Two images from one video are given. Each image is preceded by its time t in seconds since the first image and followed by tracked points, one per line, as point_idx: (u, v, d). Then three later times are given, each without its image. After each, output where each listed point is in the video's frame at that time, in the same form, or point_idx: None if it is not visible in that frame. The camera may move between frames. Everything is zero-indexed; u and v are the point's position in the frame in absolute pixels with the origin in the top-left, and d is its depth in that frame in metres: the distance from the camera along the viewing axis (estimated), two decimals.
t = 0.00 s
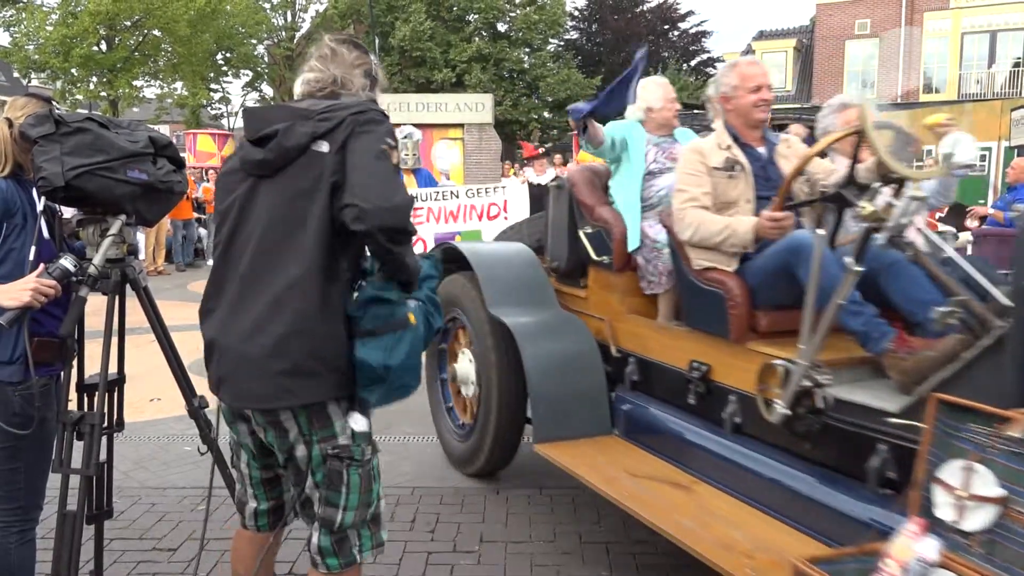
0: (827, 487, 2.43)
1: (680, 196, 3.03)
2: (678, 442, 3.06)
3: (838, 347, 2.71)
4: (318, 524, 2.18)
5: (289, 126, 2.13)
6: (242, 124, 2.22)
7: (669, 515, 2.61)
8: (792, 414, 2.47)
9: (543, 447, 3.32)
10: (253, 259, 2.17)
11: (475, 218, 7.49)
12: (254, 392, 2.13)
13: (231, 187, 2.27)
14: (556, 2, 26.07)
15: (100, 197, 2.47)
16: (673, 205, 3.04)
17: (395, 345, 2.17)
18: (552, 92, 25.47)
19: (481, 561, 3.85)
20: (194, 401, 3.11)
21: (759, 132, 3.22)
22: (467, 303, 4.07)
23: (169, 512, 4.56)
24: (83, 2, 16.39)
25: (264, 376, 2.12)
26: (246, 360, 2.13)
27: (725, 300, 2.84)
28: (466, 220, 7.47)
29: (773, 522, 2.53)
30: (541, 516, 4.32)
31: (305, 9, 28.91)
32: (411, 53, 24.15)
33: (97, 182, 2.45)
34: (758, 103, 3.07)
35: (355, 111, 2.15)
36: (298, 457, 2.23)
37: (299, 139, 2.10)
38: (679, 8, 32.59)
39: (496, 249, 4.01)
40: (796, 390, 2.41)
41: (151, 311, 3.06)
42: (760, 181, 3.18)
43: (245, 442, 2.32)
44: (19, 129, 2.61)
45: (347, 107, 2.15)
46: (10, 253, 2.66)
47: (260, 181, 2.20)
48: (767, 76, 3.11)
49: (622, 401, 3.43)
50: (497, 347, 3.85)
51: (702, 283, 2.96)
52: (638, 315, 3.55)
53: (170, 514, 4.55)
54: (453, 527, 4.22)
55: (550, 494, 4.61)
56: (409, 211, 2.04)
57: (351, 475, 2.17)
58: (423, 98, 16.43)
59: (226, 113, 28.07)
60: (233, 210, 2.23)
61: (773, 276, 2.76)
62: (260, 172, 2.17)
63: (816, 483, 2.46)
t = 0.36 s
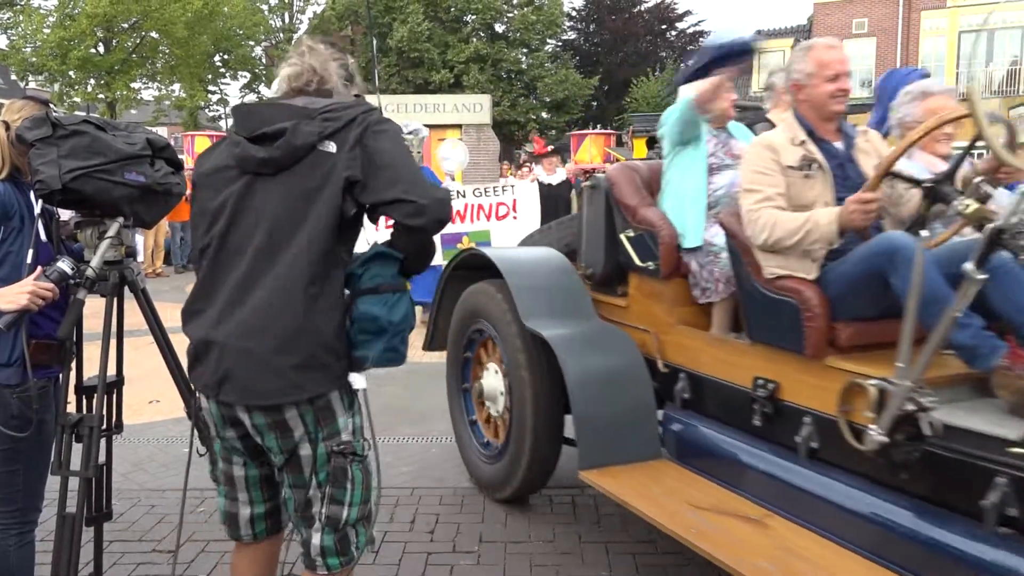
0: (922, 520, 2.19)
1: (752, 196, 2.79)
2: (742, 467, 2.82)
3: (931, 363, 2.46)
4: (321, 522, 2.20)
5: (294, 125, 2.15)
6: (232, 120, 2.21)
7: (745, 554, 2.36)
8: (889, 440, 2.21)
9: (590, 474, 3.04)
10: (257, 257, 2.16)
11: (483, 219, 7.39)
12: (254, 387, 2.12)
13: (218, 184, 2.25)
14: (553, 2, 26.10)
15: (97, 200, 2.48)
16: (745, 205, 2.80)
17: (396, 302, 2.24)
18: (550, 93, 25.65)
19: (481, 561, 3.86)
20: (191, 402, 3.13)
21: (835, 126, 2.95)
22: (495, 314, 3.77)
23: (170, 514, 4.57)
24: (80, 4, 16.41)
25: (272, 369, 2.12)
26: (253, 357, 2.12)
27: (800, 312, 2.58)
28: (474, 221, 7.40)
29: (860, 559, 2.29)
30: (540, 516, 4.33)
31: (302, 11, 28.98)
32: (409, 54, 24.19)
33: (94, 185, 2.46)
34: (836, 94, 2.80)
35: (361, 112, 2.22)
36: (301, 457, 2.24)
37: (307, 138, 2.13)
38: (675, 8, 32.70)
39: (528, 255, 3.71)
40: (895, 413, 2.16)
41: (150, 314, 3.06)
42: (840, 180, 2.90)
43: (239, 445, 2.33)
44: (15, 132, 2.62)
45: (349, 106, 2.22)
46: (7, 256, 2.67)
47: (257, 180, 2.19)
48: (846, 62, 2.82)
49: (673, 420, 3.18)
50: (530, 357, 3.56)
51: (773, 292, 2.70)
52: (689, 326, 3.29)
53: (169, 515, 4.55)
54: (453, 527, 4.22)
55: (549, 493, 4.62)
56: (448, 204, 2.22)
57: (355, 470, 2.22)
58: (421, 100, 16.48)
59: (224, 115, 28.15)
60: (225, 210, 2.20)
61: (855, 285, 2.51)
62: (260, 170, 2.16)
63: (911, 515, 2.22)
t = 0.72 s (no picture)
0: None
1: (815, 192, 2.54)
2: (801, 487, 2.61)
3: None
4: (287, 523, 2.32)
5: (267, 127, 2.39)
6: (218, 122, 2.47)
7: None
8: (989, 462, 2.00)
9: (634, 496, 2.81)
10: (227, 247, 2.36)
11: (499, 219, 6.91)
12: (217, 376, 2.29)
13: (201, 185, 2.49)
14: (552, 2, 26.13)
15: (96, 201, 2.49)
16: (807, 202, 2.54)
17: (364, 317, 2.48)
18: (548, 92, 25.91)
19: (480, 561, 3.86)
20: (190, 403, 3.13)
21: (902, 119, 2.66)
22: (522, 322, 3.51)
23: (170, 514, 4.58)
24: (79, 5, 16.43)
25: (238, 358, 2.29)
26: (215, 339, 2.30)
27: (874, 317, 2.37)
28: (489, 221, 6.94)
29: None
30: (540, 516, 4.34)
31: (302, 11, 28.99)
32: (407, 54, 24.20)
33: (94, 186, 2.46)
34: (903, 86, 2.52)
35: (330, 123, 2.44)
36: (264, 455, 2.39)
37: (276, 139, 2.36)
38: (673, 8, 32.79)
39: (557, 259, 3.47)
40: (999, 432, 1.95)
41: (149, 315, 3.07)
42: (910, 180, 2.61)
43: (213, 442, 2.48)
44: (14, 133, 2.62)
45: (322, 118, 2.43)
46: (7, 257, 2.67)
47: (231, 177, 2.42)
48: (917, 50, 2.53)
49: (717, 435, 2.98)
50: (563, 366, 3.28)
51: (841, 298, 2.49)
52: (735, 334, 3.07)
53: (169, 516, 4.56)
54: (452, 527, 4.23)
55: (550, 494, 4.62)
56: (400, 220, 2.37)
57: (315, 469, 2.33)
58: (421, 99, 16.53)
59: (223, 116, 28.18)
60: (205, 206, 2.45)
61: (937, 290, 2.31)
62: (234, 167, 2.40)
63: (1009, 544, 2.03)
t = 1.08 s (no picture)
0: None
1: (899, 190, 2.23)
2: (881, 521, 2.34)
3: None
4: (281, 519, 2.45)
5: (261, 125, 2.48)
6: (215, 123, 2.58)
7: None
8: None
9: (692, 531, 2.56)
10: (223, 244, 2.47)
11: (513, 223, 7.02)
12: (210, 367, 2.42)
13: (200, 184, 2.59)
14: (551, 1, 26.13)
15: (94, 200, 2.49)
16: (890, 202, 2.24)
17: (350, 301, 2.53)
18: (549, 92, 25.79)
19: (480, 559, 3.87)
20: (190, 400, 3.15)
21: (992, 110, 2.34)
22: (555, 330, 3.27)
23: (170, 513, 4.59)
24: (78, 4, 16.44)
25: (229, 349, 2.40)
26: (210, 332, 2.42)
27: (973, 335, 2.07)
28: (503, 224, 7.00)
29: None
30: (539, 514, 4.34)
31: (301, 10, 28.97)
32: (407, 53, 24.18)
33: (91, 185, 2.47)
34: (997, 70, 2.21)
35: (323, 120, 2.51)
36: (259, 449, 2.54)
37: (269, 135, 2.45)
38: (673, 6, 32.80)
39: (591, 262, 3.23)
40: None
41: (149, 314, 3.07)
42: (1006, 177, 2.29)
43: (217, 438, 2.64)
44: (13, 132, 2.63)
45: (316, 115, 2.51)
46: (5, 256, 2.67)
47: (228, 174, 2.52)
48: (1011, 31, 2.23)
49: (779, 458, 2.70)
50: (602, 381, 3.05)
51: (930, 312, 2.18)
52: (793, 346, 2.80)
53: (169, 514, 4.57)
54: (451, 526, 4.23)
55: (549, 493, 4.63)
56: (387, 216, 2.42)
57: (307, 464, 2.47)
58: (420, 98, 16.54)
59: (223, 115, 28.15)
60: (203, 203, 2.55)
61: None
62: (230, 165, 2.50)
63: None
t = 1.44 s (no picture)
0: None
1: None
2: None
3: None
4: (281, 514, 2.48)
5: (269, 122, 2.56)
6: (225, 121, 2.66)
7: None
8: None
9: None
10: (230, 238, 2.53)
11: (530, 220, 6.95)
12: (217, 359, 2.47)
13: (211, 181, 2.66)
14: None
15: (90, 196, 2.49)
16: None
17: (358, 298, 2.60)
18: (551, 89, 25.72)
19: (480, 556, 3.88)
20: (190, 395, 3.16)
21: None
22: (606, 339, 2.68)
23: (170, 509, 4.59)
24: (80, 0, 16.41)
25: (236, 340, 2.45)
26: (219, 324, 2.48)
27: None
28: (519, 223, 6.95)
29: None
30: (539, 511, 4.35)
31: (303, 7, 28.92)
32: (409, 50, 24.13)
33: (87, 181, 2.47)
34: None
35: (330, 116, 2.58)
36: (262, 442, 2.58)
37: (277, 131, 2.52)
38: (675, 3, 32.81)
39: (653, 267, 2.69)
40: None
41: (148, 311, 3.08)
42: None
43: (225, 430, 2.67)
44: (10, 128, 2.63)
45: (324, 112, 2.59)
46: (3, 252, 2.67)
47: (237, 170, 2.58)
48: None
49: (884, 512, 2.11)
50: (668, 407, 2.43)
51: None
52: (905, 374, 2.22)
53: (169, 510, 4.58)
54: (451, 522, 4.24)
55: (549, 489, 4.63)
56: (392, 210, 2.48)
57: (309, 460, 2.50)
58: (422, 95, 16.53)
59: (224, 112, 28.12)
60: (215, 200, 2.62)
61: None
62: (239, 160, 2.57)
63: None
